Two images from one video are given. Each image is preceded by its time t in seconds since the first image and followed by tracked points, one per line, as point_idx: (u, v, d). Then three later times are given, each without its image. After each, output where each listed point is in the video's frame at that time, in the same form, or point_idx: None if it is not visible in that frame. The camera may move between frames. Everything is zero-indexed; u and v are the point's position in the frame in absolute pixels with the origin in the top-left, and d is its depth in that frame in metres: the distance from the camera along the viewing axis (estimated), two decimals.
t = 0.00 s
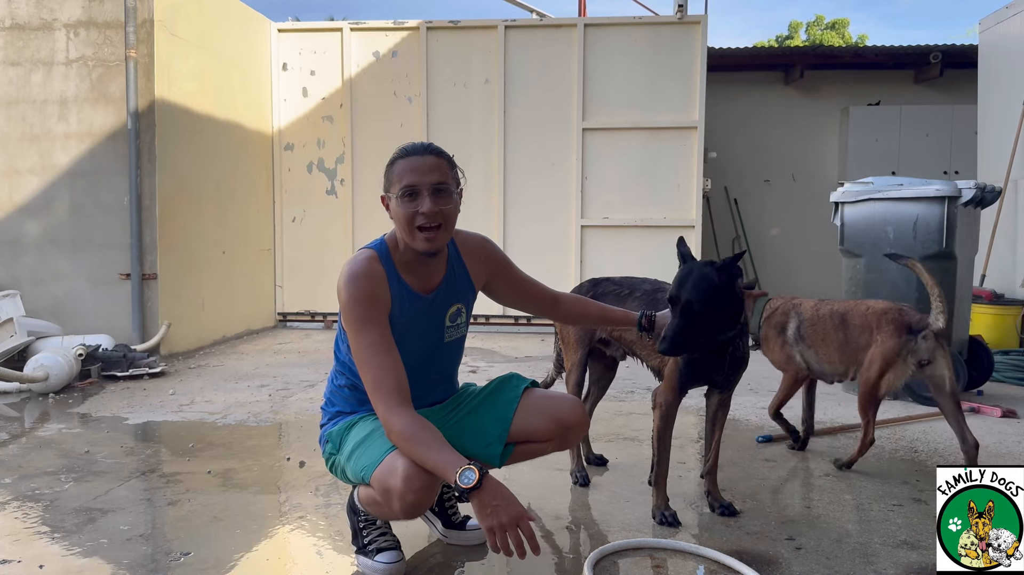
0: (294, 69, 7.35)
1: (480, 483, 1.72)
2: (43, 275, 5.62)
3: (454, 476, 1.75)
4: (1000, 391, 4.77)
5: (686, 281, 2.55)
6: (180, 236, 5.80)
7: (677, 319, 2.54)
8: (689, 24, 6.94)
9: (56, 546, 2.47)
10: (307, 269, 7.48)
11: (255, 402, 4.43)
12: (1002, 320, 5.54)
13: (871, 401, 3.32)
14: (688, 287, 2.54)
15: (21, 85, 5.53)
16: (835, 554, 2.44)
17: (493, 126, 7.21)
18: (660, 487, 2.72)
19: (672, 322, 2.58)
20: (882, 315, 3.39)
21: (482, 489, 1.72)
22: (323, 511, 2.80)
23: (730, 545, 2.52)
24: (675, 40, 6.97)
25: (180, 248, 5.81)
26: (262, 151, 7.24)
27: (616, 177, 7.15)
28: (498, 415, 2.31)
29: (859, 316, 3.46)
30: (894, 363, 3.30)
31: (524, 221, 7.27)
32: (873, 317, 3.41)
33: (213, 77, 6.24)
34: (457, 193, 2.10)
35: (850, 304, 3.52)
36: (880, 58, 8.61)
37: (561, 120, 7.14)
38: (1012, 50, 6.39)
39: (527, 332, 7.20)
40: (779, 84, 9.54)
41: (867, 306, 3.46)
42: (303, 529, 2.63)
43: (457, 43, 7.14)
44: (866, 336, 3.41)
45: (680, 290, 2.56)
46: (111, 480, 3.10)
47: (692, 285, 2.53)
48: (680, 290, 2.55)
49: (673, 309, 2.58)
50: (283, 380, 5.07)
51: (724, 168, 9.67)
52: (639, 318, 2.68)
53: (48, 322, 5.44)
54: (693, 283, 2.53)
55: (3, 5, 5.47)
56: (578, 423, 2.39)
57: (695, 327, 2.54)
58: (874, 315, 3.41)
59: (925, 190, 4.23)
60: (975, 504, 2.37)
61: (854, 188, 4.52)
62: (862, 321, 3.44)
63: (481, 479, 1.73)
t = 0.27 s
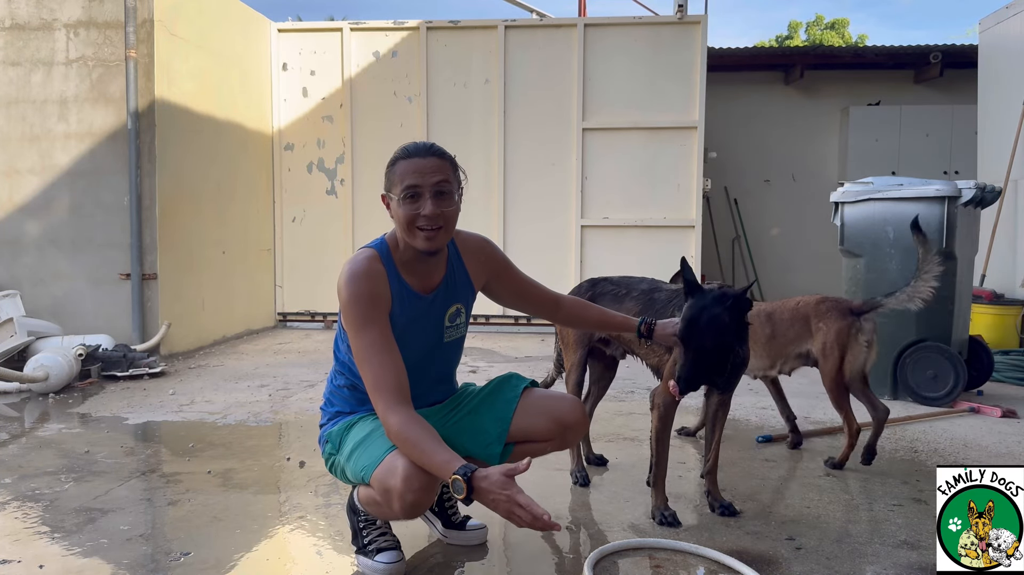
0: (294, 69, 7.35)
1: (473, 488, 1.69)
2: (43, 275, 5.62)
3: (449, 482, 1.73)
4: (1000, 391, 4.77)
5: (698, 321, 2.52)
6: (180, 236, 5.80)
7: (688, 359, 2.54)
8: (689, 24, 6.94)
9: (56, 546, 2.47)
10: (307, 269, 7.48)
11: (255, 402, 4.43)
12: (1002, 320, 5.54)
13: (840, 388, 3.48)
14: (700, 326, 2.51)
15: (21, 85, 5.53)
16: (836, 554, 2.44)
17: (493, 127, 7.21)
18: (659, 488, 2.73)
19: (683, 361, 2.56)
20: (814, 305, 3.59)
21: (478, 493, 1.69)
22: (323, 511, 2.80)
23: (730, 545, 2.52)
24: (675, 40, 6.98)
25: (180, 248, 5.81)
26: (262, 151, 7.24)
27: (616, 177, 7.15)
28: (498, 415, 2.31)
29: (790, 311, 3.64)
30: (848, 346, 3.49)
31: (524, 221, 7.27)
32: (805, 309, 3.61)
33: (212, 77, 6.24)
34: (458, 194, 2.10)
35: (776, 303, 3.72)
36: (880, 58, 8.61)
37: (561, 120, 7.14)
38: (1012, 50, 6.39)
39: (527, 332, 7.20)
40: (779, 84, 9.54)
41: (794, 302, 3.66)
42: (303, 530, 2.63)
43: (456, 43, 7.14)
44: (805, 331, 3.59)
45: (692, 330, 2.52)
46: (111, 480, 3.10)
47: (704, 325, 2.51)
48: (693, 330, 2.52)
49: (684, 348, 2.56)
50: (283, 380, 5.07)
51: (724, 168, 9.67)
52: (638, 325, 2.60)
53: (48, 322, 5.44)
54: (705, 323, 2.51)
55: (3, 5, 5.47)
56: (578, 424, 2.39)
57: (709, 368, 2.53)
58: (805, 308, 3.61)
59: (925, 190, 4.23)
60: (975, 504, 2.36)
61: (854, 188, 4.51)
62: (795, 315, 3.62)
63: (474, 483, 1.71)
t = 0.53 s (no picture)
0: (294, 69, 7.35)
1: (469, 483, 1.70)
2: (43, 275, 5.62)
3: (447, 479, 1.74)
4: (1000, 391, 4.77)
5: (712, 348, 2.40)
6: (180, 236, 5.80)
7: (702, 391, 2.43)
8: (689, 24, 6.94)
9: (56, 546, 2.47)
10: (307, 269, 7.48)
11: (255, 403, 4.43)
12: (1002, 320, 5.55)
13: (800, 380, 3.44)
14: (713, 353, 2.39)
15: (21, 85, 5.53)
16: (836, 554, 2.44)
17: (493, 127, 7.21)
18: (659, 488, 2.73)
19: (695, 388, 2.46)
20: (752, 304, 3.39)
21: (474, 487, 1.70)
22: (323, 511, 2.80)
23: (730, 545, 2.52)
24: (675, 40, 6.98)
25: (180, 248, 5.81)
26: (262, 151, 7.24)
27: (616, 177, 7.15)
28: (497, 415, 2.31)
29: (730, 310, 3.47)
30: (793, 343, 3.37)
31: (524, 221, 7.27)
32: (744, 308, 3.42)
33: (213, 77, 6.24)
34: (460, 196, 2.10)
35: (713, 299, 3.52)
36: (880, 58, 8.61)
37: (561, 120, 7.14)
38: (1012, 50, 6.39)
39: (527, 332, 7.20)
40: (778, 84, 9.54)
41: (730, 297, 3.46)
42: (303, 529, 2.63)
43: (456, 43, 7.14)
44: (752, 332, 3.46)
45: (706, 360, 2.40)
46: (111, 480, 3.10)
47: (716, 353, 2.39)
48: (710, 360, 2.39)
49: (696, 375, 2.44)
50: (283, 380, 5.07)
51: (724, 168, 9.67)
52: (639, 334, 2.53)
53: (48, 322, 5.44)
54: (720, 351, 2.39)
55: (3, 5, 5.47)
56: (578, 423, 2.39)
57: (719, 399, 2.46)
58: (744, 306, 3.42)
59: (925, 190, 4.22)
60: (975, 505, 2.36)
61: (854, 188, 4.51)
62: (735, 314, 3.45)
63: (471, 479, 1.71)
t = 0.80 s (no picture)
0: (294, 69, 7.35)
1: (479, 484, 1.72)
2: (43, 275, 5.62)
3: (452, 478, 1.74)
4: (999, 391, 4.77)
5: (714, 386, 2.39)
6: (180, 236, 5.80)
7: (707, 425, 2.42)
8: (689, 24, 6.94)
9: (56, 546, 2.47)
10: (306, 269, 7.48)
11: (255, 403, 4.43)
12: (1002, 320, 5.55)
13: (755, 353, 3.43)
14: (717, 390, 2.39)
15: (21, 85, 5.53)
16: (836, 554, 2.44)
17: (493, 127, 7.21)
18: (658, 488, 2.73)
19: (696, 421, 2.45)
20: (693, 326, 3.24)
21: (482, 492, 1.72)
22: (323, 511, 2.80)
23: (730, 545, 2.52)
24: (675, 40, 6.98)
25: (180, 248, 5.81)
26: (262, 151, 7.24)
27: (616, 177, 7.15)
28: (497, 414, 2.31)
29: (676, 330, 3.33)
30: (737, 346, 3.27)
31: (524, 221, 7.27)
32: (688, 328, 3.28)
33: (213, 77, 6.24)
34: (464, 196, 2.10)
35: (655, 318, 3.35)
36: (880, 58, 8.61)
37: (561, 120, 7.14)
38: (1012, 49, 6.39)
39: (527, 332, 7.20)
40: (778, 84, 9.54)
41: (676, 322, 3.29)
42: (303, 529, 2.63)
43: (456, 43, 7.14)
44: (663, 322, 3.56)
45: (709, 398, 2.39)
46: (111, 480, 3.10)
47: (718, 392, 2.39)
48: (716, 398, 2.38)
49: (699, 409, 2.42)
50: (283, 380, 5.07)
51: (724, 168, 9.66)
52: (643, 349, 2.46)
53: (48, 323, 5.44)
54: (725, 393, 2.38)
55: (3, 5, 5.47)
56: (578, 424, 2.39)
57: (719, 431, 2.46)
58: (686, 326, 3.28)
59: (925, 190, 4.22)
60: (975, 504, 2.37)
61: (854, 188, 4.51)
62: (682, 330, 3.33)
63: (480, 480, 1.73)
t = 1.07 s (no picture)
0: (294, 69, 7.35)
1: (478, 479, 1.73)
2: (43, 275, 5.62)
3: (451, 474, 1.75)
4: (999, 391, 4.77)
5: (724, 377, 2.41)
6: (179, 236, 5.80)
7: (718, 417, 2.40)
8: (689, 24, 6.94)
9: (56, 546, 2.47)
10: (306, 268, 7.48)
11: (255, 402, 4.43)
12: (1002, 320, 5.55)
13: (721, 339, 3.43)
14: (727, 380, 2.40)
15: (21, 85, 5.53)
16: (836, 554, 2.44)
17: (493, 127, 7.21)
18: (658, 488, 2.73)
19: (705, 416, 2.44)
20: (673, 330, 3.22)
21: (481, 487, 1.73)
22: (323, 511, 2.80)
23: (730, 545, 2.52)
24: (675, 40, 6.98)
25: (180, 248, 5.81)
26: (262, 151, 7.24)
27: (616, 177, 7.15)
28: (496, 413, 2.32)
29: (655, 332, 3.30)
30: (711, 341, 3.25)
31: (523, 221, 7.27)
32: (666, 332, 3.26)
33: (213, 77, 6.24)
34: (466, 198, 2.10)
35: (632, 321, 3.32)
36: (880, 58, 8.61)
37: (561, 120, 7.14)
38: (1013, 49, 6.39)
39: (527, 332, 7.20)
40: (778, 84, 9.54)
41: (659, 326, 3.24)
42: (303, 529, 2.63)
43: (456, 43, 7.14)
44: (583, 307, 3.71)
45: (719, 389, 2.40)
46: (111, 480, 3.10)
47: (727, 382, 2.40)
48: (728, 389, 2.39)
49: (709, 399, 2.42)
50: (283, 380, 5.07)
51: (724, 168, 9.66)
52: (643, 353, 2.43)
53: (48, 323, 5.44)
54: (736, 385, 2.39)
55: (3, 5, 5.47)
56: (576, 424, 2.39)
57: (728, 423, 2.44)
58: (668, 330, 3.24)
59: (925, 190, 4.21)
60: (975, 504, 2.38)
61: (854, 188, 4.51)
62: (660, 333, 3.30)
63: (479, 476, 1.74)
